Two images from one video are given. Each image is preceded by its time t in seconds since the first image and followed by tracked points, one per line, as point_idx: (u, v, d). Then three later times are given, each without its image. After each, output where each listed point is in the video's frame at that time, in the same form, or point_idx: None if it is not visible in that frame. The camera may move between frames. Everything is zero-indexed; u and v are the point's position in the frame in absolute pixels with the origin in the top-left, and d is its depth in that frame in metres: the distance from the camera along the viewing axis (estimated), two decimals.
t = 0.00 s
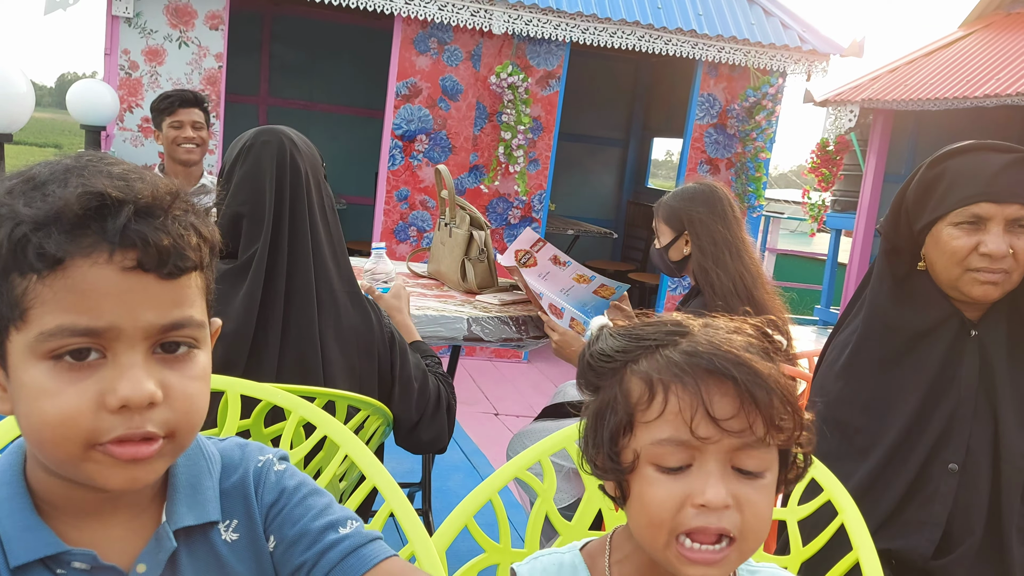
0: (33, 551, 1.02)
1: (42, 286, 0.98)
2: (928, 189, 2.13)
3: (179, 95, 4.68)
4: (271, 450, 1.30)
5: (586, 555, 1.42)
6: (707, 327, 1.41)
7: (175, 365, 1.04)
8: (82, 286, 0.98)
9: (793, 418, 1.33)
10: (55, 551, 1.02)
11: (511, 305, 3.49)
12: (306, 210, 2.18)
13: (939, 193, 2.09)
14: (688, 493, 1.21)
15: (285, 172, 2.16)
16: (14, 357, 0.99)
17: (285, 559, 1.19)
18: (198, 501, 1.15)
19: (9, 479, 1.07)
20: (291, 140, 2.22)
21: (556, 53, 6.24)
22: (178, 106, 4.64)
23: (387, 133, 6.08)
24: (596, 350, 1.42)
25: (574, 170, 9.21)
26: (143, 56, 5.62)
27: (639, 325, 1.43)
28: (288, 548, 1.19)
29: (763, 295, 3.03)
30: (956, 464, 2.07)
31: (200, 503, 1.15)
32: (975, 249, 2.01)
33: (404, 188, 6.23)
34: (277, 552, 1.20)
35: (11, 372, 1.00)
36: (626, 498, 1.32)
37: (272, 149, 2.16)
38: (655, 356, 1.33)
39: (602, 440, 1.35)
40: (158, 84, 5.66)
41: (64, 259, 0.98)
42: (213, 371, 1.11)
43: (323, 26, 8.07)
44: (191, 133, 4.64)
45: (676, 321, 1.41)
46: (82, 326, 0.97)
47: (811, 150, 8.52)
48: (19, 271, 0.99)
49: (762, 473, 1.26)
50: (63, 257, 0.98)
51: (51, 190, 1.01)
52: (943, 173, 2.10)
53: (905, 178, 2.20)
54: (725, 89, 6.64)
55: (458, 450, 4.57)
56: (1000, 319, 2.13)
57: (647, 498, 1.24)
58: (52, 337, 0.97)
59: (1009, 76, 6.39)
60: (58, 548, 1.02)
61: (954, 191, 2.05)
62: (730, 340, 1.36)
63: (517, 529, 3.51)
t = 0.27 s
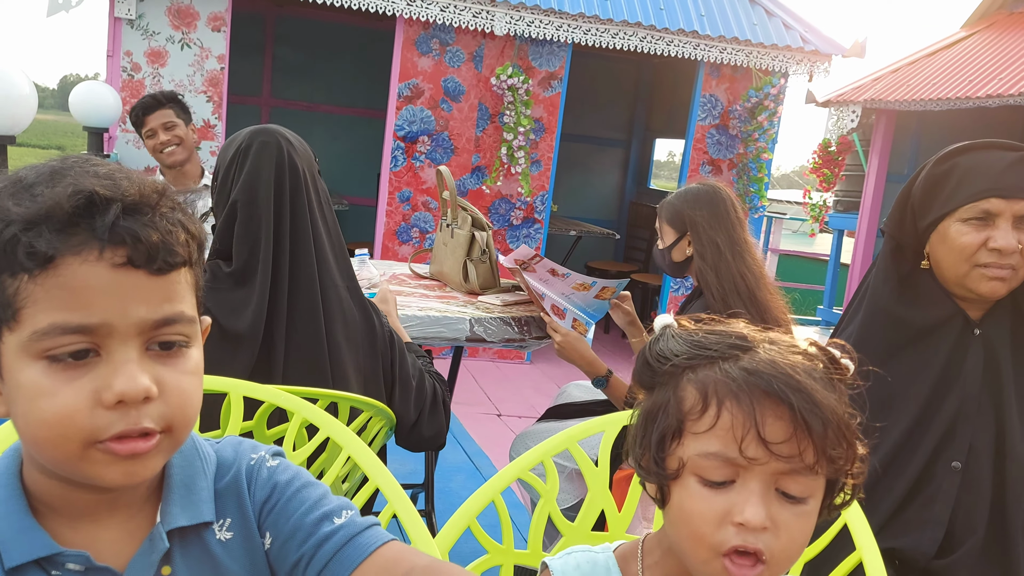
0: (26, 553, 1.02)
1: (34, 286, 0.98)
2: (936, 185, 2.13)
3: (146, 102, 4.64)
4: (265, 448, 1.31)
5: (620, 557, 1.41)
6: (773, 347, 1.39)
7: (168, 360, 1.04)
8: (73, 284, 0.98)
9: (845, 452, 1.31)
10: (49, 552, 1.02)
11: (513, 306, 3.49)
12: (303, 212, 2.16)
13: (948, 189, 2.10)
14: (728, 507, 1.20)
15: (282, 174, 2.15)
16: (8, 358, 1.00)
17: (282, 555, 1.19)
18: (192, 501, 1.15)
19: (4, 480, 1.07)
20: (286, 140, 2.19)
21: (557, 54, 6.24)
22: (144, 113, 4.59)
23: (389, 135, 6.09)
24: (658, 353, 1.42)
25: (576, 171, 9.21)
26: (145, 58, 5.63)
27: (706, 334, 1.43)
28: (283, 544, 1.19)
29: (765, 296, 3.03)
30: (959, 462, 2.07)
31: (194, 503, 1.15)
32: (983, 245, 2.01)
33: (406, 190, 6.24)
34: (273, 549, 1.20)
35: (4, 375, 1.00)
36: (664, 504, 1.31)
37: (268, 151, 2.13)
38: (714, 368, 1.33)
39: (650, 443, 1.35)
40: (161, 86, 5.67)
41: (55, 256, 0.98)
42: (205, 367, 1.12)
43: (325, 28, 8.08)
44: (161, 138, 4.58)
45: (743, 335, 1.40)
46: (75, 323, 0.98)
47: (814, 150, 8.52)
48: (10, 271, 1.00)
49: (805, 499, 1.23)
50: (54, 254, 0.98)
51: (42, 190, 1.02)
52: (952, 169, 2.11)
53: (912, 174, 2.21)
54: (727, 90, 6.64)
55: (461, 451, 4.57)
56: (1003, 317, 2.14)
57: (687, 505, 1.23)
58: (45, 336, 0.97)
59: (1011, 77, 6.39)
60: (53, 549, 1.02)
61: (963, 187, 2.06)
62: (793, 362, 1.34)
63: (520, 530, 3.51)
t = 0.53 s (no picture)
0: (33, 556, 1.02)
1: (49, 291, 0.98)
2: (933, 182, 2.13)
3: (124, 116, 4.52)
4: (281, 462, 1.31)
5: (629, 558, 1.42)
6: (787, 353, 1.39)
7: (181, 363, 1.05)
8: (89, 289, 0.98)
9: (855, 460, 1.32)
10: (54, 556, 1.02)
11: (513, 308, 3.49)
12: (295, 208, 2.17)
13: (945, 185, 2.10)
14: (742, 517, 1.20)
15: (274, 170, 2.15)
16: (16, 362, 0.98)
17: None
18: (202, 507, 1.15)
19: (9, 487, 1.07)
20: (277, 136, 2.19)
21: (556, 57, 6.25)
22: (129, 126, 4.49)
23: (388, 138, 6.10)
24: (668, 356, 1.41)
25: (577, 173, 9.22)
26: (144, 65, 5.65)
27: (718, 337, 1.42)
28: None
29: (765, 295, 3.02)
30: (959, 459, 2.07)
31: (204, 509, 1.15)
32: (980, 240, 2.01)
33: (407, 193, 6.25)
34: None
35: (13, 380, 0.99)
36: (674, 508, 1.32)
37: (259, 147, 2.13)
38: (728, 377, 1.32)
39: (661, 450, 1.35)
40: (160, 92, 5.68)
41: (73, 262, 0.98)
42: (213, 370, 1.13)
43: (324, 33, 8.10)
44: (158, 143, 4.55)
45: (757, 340, 1.40)
46: (93, 328, 0.97)
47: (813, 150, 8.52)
48: (23, 275, 0.98)
49: (815, 506, 1.25)
50: (72, 260, 0.98)
51: (55, 196, 1.01)
52: (950, 165, 2.11)
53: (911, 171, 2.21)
54: (727, 90, 6.64)
55: (463, 454, 4.57)
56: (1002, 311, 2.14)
57: (699, 513, 1.24)
58: (61, 341, 0.96)
59: (1010, 74, 6.39)
60: (58, 552, 1.02)
61: (960, 184, 2.05)
62: (807, 371, 1.34)
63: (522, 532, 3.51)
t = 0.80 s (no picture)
0: (58, 547, 1.00)
1: (117, 301, 0.97)
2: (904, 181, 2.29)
3: (140, 106, 4.57)
4: (292, 473, 1.34)
5: (615, 553, 1.44)
6: (760, 348, 1.39)
7: (226, 382, 1.05)
8: (157, 305, 0.98)
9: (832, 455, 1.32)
10: (82, 546, 1.01)
11: (513, 305, 3.50)
12: (310, 210, 2.18)
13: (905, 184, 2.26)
14: (715, 514, 1.21)
15: (292, 172, 2.16)
16: (71, 364, 0.98)
17: None
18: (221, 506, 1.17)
19: (32, 479, 1.04)
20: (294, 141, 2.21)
21: (557, 54, 6.25)
22: (145, 118, 4.54)
23: (389, 136, 6.11)
24: (644, 355, 1.43)
25: (577, 171, 9.23)
26: (145, 62, 5.65)
27: (693, 333, 1.43)
28: None
29: (763, 293, 3.04)
30: (954, 447, 2.07)
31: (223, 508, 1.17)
32: (905, 231, 2.15)
33: (407, 191, 6.25)
34: None
35: (67, 380, 0.98)
36: (654, 504, 1.34)
37: (278, 149, 2.14)
38: (700, 374, 1.33)
39: (638, 447, 1.36)
40: (161, 89, 5.68)
41: (144, 277, 0.98)
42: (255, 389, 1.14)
43: (325, 30, 8.10)
44: (169, 140, 4.61)
45: (731, 335, 1.40)
46: (154, 343, 0.97)
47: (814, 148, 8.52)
48: (90, 282, 0.98)
49: (790, 501, 1.25)
50: (144, 275, 0.98)
51: (134, 212, 1.02)
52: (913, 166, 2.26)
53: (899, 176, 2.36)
54: (727, 89, 6.64)
55: (464, 451, 4.58)
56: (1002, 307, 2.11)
57: (677, 509, 1.25)
58: (123, 352, 0.96)
59: (1011, 73, 6.40)
60: (84, 543, 1.01)
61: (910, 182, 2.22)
62: (779, 367, 1.34)
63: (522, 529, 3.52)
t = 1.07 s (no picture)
0: (86, 516, 1.04)
1: (181, 303, 1.04)
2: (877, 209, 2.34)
3: (171, 101, 4.68)
4: (300, 459, 1.40)
5: (571, 539, 1.54)
6: (690, 354, 1.44)
7: (260, 386, 1.12)
8: (216, 312, 1.05)
9: (759, 449, 1.39)
10: (109, 516, 1.05)
11: (510, 312, 3.57)
12: (332, 225, 2.27)
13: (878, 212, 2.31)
14: (655, 516, 1.28)
15: (316, 188, 2.23)
16: (127, 353, 1.04)
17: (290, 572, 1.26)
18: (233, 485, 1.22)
19: (64, 454, 1.08)
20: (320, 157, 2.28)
21: (559, 66, 6.34)
22: (177, 114, 4.65)
23: (392, 142, 6.20)
24: (581, 367, 1.48)
25: (577, 181, 9.32)
26: (152, 64, 5.73)
27: (626, 343, 1.48)
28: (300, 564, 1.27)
29: (757, 309, 3.11)
30: (927, 457, 2.12)
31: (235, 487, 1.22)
32: (879, 256, 2.21)
33: (408, 197, 6.33)
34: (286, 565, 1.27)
35: (120, 368, 1.04)
36: (601, 506, 1.40)
37: (305, 164, 2.21)
38: (633, 385, 1.38)
39: (581, 454, 1.42)
40: (167, 91, 5.76)
41: (208, 284, 1.06)
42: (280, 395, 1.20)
43: (330, 36, 8.19)
44: (193, 139, 4.72)
45: (661, 343, 1.45)
46: (208, 344, 1.04)
47: (812, 164, 8.62)
48: (157, 282, 1.05)
49: (724, 495, 1.32)
50: (209, 282, 1.06)
51: (206, 225, 1.10)
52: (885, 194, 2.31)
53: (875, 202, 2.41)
54: (726, 104, 6.74)
55: (457, 455, 4.64)
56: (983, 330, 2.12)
57: (620, 513, 1.32)
58: (179, 349, 1.03)
59: (1007, 96, 6.50)
60: (111, 513, 1.05)
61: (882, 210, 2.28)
62: (706, 374, 1.40)
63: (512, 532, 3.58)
